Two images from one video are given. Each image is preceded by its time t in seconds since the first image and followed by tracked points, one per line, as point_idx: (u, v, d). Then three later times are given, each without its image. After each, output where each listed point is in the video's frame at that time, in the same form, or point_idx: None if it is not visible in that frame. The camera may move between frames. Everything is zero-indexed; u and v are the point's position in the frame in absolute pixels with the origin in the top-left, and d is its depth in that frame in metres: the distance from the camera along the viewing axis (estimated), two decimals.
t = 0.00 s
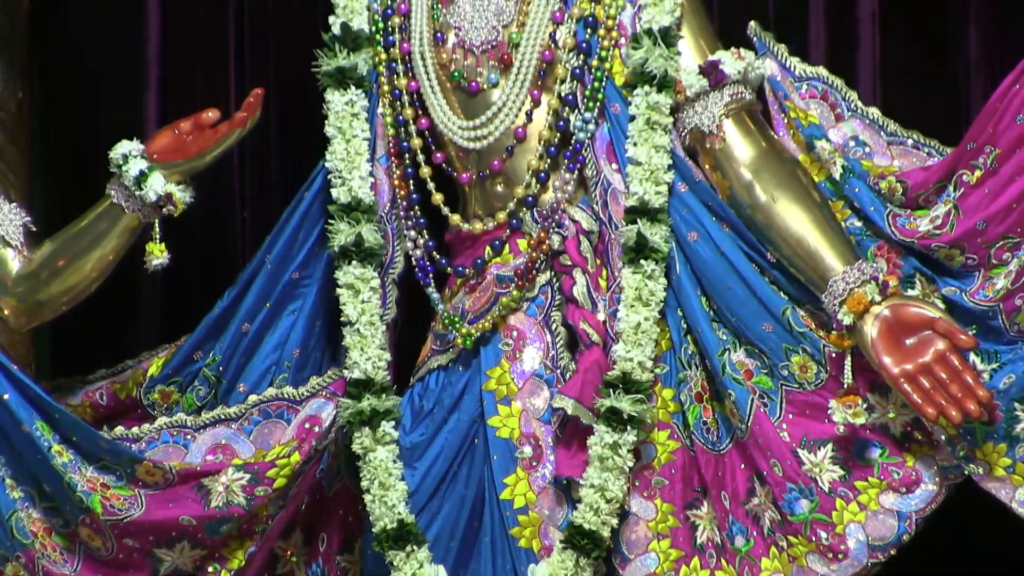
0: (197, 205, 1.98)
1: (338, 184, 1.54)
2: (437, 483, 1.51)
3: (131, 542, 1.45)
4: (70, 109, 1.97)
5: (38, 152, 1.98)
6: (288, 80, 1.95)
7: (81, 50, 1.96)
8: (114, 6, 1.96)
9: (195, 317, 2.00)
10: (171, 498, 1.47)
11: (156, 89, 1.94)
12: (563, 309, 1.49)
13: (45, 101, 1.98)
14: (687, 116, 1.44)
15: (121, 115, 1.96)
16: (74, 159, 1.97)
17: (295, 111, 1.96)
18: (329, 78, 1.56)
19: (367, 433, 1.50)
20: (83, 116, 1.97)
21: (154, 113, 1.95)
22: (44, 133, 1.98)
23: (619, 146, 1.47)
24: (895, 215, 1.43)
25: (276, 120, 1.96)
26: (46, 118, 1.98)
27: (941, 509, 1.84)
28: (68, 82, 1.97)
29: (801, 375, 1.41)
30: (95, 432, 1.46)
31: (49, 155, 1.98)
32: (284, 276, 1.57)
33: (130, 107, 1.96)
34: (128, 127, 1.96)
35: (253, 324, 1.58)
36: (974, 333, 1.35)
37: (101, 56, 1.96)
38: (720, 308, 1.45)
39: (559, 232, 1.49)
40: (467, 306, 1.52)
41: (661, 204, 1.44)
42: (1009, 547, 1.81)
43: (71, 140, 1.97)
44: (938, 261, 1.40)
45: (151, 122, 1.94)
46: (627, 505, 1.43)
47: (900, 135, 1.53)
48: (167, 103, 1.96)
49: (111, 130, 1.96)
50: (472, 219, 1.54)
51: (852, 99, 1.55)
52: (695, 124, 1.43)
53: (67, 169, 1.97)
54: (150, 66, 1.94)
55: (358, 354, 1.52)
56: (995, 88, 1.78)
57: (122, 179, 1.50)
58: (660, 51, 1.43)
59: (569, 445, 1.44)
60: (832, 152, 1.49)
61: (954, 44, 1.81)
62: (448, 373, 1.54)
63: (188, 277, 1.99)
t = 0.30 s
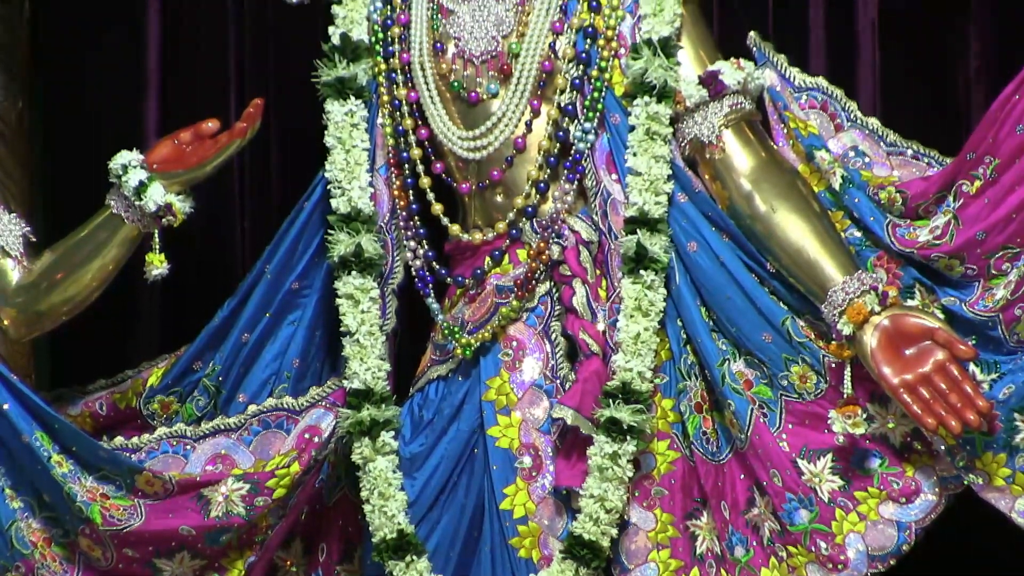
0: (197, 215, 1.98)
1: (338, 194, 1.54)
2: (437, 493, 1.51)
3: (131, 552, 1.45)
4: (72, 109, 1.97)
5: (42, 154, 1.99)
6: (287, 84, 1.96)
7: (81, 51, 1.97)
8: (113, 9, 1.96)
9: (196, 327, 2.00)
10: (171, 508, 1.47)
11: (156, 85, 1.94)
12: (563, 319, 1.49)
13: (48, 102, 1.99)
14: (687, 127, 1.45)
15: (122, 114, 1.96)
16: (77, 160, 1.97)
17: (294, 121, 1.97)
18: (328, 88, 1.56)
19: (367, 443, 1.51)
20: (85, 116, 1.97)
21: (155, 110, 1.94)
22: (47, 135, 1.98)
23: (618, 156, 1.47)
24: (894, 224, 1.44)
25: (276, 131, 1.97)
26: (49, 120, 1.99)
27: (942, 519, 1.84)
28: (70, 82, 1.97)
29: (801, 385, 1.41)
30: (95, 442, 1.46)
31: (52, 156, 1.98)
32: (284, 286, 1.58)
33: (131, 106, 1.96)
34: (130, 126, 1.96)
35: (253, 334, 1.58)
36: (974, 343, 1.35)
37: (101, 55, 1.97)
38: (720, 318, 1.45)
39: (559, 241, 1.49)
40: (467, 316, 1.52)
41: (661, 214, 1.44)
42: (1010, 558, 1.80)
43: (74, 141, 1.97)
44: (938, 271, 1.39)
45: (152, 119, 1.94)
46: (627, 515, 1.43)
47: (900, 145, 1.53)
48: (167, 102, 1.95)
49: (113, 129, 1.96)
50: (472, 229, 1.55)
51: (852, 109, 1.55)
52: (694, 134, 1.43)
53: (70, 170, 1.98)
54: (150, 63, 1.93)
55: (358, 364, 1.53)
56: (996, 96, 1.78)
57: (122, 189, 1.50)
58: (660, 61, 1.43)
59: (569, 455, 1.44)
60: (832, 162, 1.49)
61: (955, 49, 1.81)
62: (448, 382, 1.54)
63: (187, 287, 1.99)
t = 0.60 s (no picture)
0: (197, 226, 1.99)
1: (338, 206, 1.54)
2: (437, 505, 1.51)
3: (131, 563, 1.45)
4: (72, 109, 1.98)
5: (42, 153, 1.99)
6: (287, 97, 1.96)
7: (80, 50, 1.97)
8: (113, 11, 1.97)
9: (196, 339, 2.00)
10: (171, 520, 1.47)
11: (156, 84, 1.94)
12: (563, 331, 1.49)
13: (48, 102, 1.99)
14: (687, 138, 1.45)
15: (123, 114, 1.97)
16: (77, 160, 1.98)
17: (294, 133, 1.98)
18: (329, 99, 1.56)
19: (367, 454, 1.51)
20: (85, 115, 1.97)
21: (155, 109, 1.94)
22: (47, 135, 1.99)
23: (619, 168, 1.47)
24: (894, 236, 1.44)
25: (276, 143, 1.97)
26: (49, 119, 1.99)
27: (942, 531, 1.83)
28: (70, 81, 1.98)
29: (801, 397, 1.41)
30: (95, 453, 1.45)
31: (52, 155, 1.99)
32: (284, 298, 1.58)
33: (131, 105, 1.96)
34: (130, 126, 1.96)
35: (253, 345, 1.58)
36: (974, 354, 1.36)
37: (101, 54, 1.97)
38: (720, 329, 1.45)
39: (559, 253, 1.49)
40: (467, 327, 1.52)
41: (661, 225, 1.44)
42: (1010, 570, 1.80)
43: (74, 140, 1.98)
44: (938, 282, 1.40)
45: (152, 119, 1.94)
46: (627, 526, 1.43)
47: (901, 156, 1.54)
48: (168, 113, 1.96)
49: (114, 129, 1.97)
50: (472, 240, 1.55)
51: (852, 120, 1.56)
52: (694, 146, 1.44)
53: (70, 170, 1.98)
54: (150, 61, 1.94)
55: (358, 376, 1.53)
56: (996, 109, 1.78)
57: (122, 200, 1.50)
58: (660, 72, 1.43)
59: (569, 467, 1.44)
60: (833, 173, 1.49)
61: (954, 48, 1.81)
62: (448, 394, 1.54)
63: (188, 299, 1.99)
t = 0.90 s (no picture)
0: (197, 236, 1.99)
1: (338, 216, 1.54)
2: (437, 515, 1.51)
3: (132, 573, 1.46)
4: (73, 108, 1.98)
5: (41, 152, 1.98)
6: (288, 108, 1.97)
7: (80, 57, 1.98)
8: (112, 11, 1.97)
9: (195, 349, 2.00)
10: (171, 529, 1.47)
11: (157, 82, 1.94)
12: (563, 340, 1.49)
13: (47, 101, 1.98)
14: (687, 148, 1.45)
15: (122, 113, 1.97)
16: (78, 160, 1.98)
17: (295, 143, 1.98)
18: (329, 109, 1.56)
19: (367, 465, 1.51)
20: (85, 115, 1.98)
21: (155, 110, 1.94)
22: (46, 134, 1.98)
23: (619, 177, 1.48)
24: (895, 245, 1.44)
25: (277, 153, 1.97)
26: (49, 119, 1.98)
27: (943, 540, 1.83)
28: (69, 81, 1.98)
29: (801, 407, 1.41)
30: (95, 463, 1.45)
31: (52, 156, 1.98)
32: (284, 308, 1.58)
33: (132, 104, 1.97)
34: (130, 125, 1.97)
35: (254, 355, 1.58)
36: (975, 364, 1.36)
37: (101, 55, 1.98)
38: (720, 339, 1.46)
39: (559, 263, 1.48)
40: (468, 337, 1.52)
41: (662, 235, 1.44)
42: None
43: (75, 140, 1.98)
44: (938, 292, 1.40)
45: (152, 118, 1.94)
46: (627, 537, 1.43)
47: (901, 166, 1.53)
48: (168, 124, 1.96)
49: (114, 128, 1.97)
50: (473, 250, 1.55)
51: (852, 130, 1.55)
52: (694, 155, 1.44)
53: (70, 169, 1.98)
54: (150, 62, 1.94)
55: (358, 386, 1.53)
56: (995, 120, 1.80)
57: (123, 211, 1.51)
58: (660, 82, 1.43)
59: (569, 477, 1.44)
60: (833, 183, 1.50)
61: (955, 53, 1.82)
62: (448, 404, 1.55)
63: (189, 309, 1.99)
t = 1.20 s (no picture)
0: (197, 248, 1.99)
1: (339, 228, 1.54)
2: (437, 527, 1.50)
3: None
4: (74, 119, 1.98)
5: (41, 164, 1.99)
6: (288, 121, 1.98)
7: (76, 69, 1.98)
8: (113, 21, 1.97)
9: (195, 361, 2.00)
10: (171, 542, 1.47)
11: (156, 95, 1.95)
12: (563, 353, 1.49)
13: (46, 114, 1.99)
14: (687, 160, 1.45)
15: (122, 124, 1.97)
16: (78, 171, 1.98)
17: (295, 155, 1.98)
18: (329, 121, 1.56)
19: (368, 476, 1.51)
20: (85, 126, 1.98)
21: (156, 118, 1.96)
22: (47, 145, 1.99)
23: (619, 190, 1.48)
24: (895, 258, 1.45)
25: (277, 165, 1.98)
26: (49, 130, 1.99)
27: (943, 552, 1.83)
28: (70, 92, 1.98)
29: (802, 419, 1.41)
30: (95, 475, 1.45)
31: (52, 167, 1.99)
32: (284, 320, 1.58)
33: (131, 115, 1.97)
34: (129, 135, 1.97)
35: (254, 367, 1.58)
36: (975, 376, 1.37)
37: (101, 65, 1.97)
38: (720, 351, 1.46)
39: (559, 275, 1.49)
40: (469, 349, 1.52)
41: (662, 247, 1.44)
42: None
43: (75, 150, 1.98)
44: (938, 304, 1.41)
45: (153, 125, 1.96)
46: (627, 549, 1.43)
47: (901, 178, 1.53)
48: (167, 138, 1.97)
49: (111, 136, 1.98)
50: (473, 262, 1.55)
51: (853, 141, 1.55)
52: (694, 167, 1.44)
53: (70, 180, 1.98)
54: (150, 76, 1.95)
55: (358, 398, 1.53)
56: (995, 131, 1.80)
57: (123, 223, 1.51)
58: (660, 94, 1.44)
59: (570, 489, 1.44)
60: (833, 195, 1.51)
61: (953, 66, 1.82)
62: (448, 416, 1.55)
63: (190, 321, 2.00)
